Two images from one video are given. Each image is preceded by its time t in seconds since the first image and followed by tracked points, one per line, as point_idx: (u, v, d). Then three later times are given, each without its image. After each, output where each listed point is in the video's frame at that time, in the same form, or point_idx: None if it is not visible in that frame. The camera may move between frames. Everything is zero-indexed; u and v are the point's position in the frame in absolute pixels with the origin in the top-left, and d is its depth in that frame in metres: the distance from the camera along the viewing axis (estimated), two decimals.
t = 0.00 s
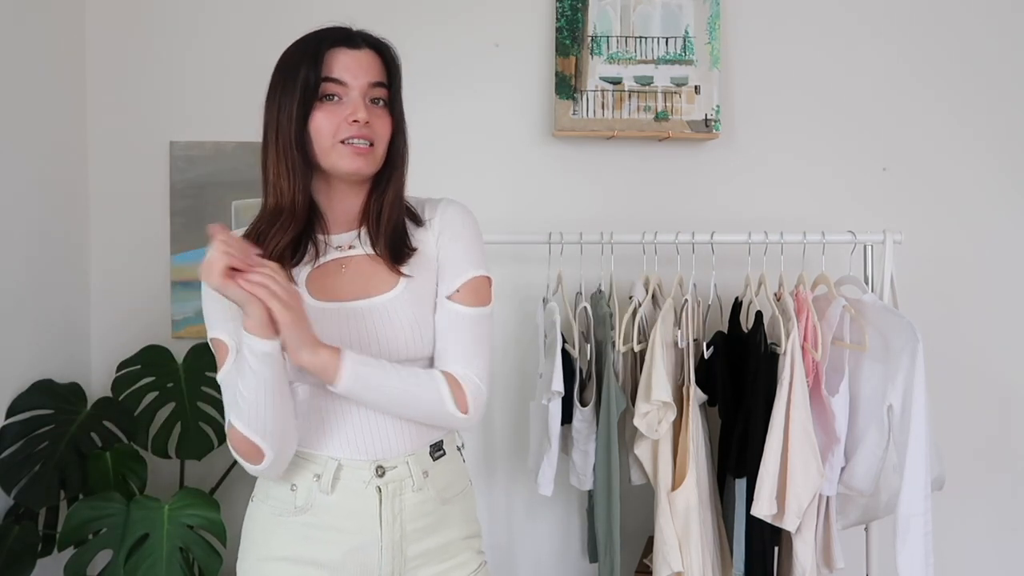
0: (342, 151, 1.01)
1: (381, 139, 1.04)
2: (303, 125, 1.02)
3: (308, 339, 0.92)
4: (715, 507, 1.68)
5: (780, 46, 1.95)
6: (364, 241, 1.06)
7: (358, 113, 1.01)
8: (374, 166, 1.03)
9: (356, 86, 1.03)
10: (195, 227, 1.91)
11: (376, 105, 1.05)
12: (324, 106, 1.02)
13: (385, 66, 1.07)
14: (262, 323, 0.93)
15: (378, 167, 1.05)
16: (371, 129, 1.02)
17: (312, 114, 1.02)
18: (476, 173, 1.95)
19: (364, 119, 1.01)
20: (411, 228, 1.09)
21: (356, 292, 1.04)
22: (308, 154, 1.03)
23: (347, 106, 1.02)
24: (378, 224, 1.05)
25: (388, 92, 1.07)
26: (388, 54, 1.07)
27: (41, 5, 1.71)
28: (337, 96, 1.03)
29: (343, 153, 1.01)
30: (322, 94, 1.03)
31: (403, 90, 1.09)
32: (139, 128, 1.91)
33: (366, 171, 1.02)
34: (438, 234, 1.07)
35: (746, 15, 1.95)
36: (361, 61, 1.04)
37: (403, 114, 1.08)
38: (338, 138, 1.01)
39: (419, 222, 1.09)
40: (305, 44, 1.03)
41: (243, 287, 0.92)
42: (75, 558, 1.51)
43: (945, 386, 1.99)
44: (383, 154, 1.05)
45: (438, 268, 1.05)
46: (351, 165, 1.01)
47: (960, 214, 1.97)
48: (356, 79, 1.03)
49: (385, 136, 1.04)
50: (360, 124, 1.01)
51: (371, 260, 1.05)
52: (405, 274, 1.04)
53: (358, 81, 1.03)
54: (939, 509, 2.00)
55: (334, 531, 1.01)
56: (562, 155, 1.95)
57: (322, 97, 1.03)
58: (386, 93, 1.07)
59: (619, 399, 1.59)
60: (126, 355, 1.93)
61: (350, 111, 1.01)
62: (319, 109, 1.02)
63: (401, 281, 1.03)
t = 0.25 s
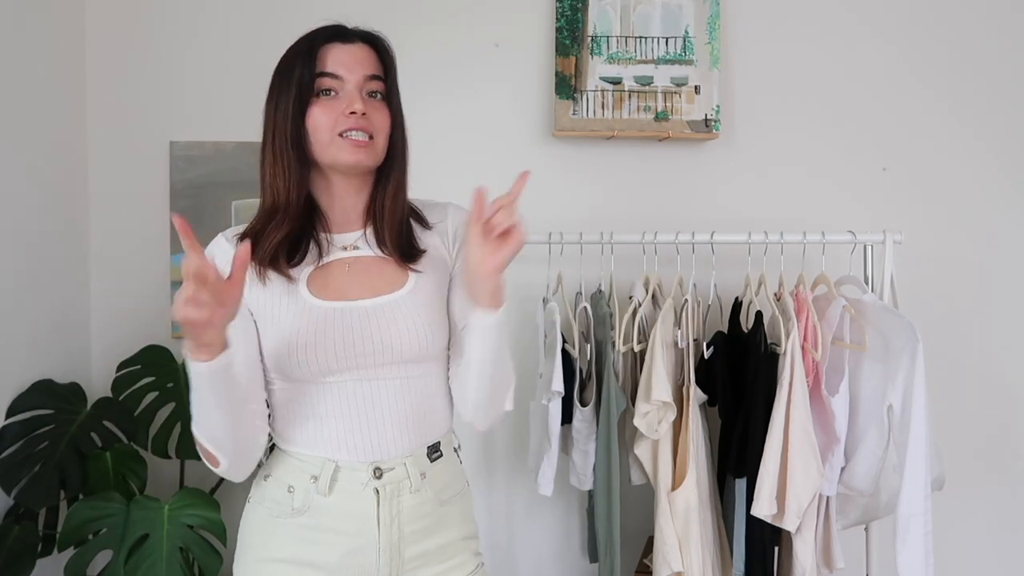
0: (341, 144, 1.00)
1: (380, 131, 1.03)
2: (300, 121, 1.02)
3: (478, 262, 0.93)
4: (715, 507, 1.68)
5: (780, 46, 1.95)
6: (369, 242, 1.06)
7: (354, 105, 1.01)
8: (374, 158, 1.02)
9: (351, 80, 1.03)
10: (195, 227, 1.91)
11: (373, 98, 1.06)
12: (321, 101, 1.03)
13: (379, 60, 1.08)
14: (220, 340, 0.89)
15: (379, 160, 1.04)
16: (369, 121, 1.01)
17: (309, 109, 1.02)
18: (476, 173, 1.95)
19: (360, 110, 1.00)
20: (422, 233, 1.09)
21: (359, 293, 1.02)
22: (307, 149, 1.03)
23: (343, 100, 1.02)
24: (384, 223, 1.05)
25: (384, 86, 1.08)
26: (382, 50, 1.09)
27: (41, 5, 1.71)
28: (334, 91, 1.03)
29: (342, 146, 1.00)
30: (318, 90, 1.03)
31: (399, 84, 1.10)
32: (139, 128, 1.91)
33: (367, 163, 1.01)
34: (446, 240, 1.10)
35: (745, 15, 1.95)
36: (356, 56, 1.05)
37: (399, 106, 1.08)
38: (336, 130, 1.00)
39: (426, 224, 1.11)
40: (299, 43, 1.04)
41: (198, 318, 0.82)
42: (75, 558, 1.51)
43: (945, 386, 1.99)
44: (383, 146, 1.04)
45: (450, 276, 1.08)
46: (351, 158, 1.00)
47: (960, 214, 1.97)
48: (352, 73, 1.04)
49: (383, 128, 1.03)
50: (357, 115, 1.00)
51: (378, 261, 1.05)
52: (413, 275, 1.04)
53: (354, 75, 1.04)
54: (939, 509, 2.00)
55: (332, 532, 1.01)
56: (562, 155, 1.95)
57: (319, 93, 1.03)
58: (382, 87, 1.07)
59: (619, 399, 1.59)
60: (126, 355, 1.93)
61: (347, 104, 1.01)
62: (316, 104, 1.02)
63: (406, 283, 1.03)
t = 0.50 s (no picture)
0: (335, 152, 1.00)
1: (376, 143, 1.03)
2: (299, 123, 1.01)
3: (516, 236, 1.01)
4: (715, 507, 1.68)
5: (780, 46, 1.95)
6: (360, 244, 1.06)
7: (353, 116, 1.01)
8: (367, 170, 1.03)
9: (355, 87, 1.03)
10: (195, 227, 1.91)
11: (374, 108, 1.06)
12: (322, 105, 1.02)
13: (386, 69, 1.07)
14: (168, 310, 0.88)
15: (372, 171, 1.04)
16: (366, 132, 1.02)
17: (308, 112, 1.02)
18: (476, 172, 1.95)
19: (360, 121, 1.00)
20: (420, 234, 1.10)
21: (355, 293, 1.02)
22: (303, 152, 1.03)
23: (344, 108, 1.02)
24: (376, 229, 1.06)
25: (388, 96, 1.07)
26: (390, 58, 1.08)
27: (41, 5, 1.71)
28: (336, 97, 1.03)
29: (336, 155, 1.00)
30: (321, 93, 1.03)
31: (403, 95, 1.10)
32: (139, 128, 1.92)
33: (359, 174, 1.02)
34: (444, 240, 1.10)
35: (746, 15, 1.95)
36: (363, 63, 1.04)
37: (399, 118, 1.09)
38: (334, 138, 1.00)
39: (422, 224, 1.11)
40: (307, 44, 1.03)
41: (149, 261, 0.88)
42: (76, 558, 1.51)
43: (945, 386, 1.99)
44: (378, 157, 1.04)
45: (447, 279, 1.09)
46: (343, 168, 1.01)
47: (960, 214, 1.97)
48: (357, 80, 1.03)
49: (380, 140, 1.04)
50: (356, 127, 1.00)
51: (368, 261, 1.05)
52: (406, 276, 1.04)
53: (358, 83, 1.03)
54: (939, 509, 2.00)
55: (335, 531, 1.01)
56: (562, 155, 1.95)
57: (321, 96, 1.03)
58: (386, 97, 1.07)
59: (619, 399, 1.59)
60: (126, 355, 1.93)
61: (348, 112, 1.01)
62: (317, 107, 1.02)
63: (402, 282, 1.03)
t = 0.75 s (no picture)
0: (334, 154, 1.01)
1: (375, 143, 1.03)
2: (298, 123, 1.01)
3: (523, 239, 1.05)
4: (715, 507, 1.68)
5: (780, 46, 1.95)
6: (360, 243, 1.06)
7: (352, 116, 1.01)
8: (366, 170, 1.03)
9: (354, 87, 1.03)
10: (195, 226, 1.91)
11: (373, 108, 1.06)
12: (321, 105, 1.02)
13: (386, 69, 1.07)
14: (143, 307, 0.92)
15: (371, 172, 1.04)
16: (365, 133, 1.02)
17: (307, 112, 1.01)
18: (476, 172, 1.95)
19: (359, 122, 1.00)
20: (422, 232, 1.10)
21: (353, 293, 1.02)
22: (302, 153, 1.03)
23: (343, 108, 1.02)
24: (376, 229, 1.06)
25: (387, 95, 1.07)
26: (389, 58, 1.08)
27: (41, 5, 1.71)
28: (335, 97, 1.03)
29: (335, 156, 1.01)
30: (319, 93, 1.03)
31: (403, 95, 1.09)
32: (139, 128, 1.91)
33: (357, 175, 1.02)
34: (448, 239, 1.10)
35: (746, 15, 1.95)
36: (362, 63, 1.04)
37: (399, 119, 1.09)
38: (332, 139, 1.00)
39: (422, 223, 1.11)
40: (306, 43, 1.03)
41: (130, 265, 0.94)
42: (76, 559, 1.51)
43: (945, 386, 1.99)
44: (376, 158, 1.04)
45: (452, 277, 1.10)
46: (342, 169, 1.01)
47: (960, 213, 1.97)
48: (356, 80, 1.03)
49: (380, 140, 1.04)
50: (355, 127, 1.00)
51: (368, 261, 1.05)
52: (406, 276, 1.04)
53: (357, 83, 1.03)
54: (939, 509, 2.00)
55: (332, 531, 1.01)
56: (562, 155, 1.95)
57: (319, 96, 1.03)
58: (385, 97, 1.07)
59: (619, 399, 1.59)
60: (126, 355, 1.93)
61: (347, 113, 1.01)
62: (315, 108, 1.02)
63: (401, 283, 1.03)
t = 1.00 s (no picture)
0: (333, 152, 1.01)
1: (375, 142, 1.03)
2: (298, 121, 1.01)
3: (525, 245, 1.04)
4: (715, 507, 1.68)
5: (780, 46, 1.95)
6: (360, 243, 1.07)
7: (352, 114, 1.01)
8: (366, 168, 1.03)
9: (353, 86, 1.03)
10: (196, 226, 1.91)
11: (373, 106, 1.06)
12: (320, 104, 1.02)
13: (386, 67, 1.07)
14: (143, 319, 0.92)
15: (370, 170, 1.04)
16: (364, 131, 1.02)
17: (306, 110, 1.01)
18: (476, 172, 1.95)
19: (358, 120, 1.00)
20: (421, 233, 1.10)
21: (353, 293, 1.02)
22: (301, 151, 1.03)
23: (342, 106, 1.02)
24: (376, 228, 1.06)
25: (387, 93, 1.07)
26: (390, 56, 1.08)
27: (41, 5, 1.71)
28: (335, 95, 1.03)
29: (334, 154, 1.01)
30: (319, 92, 1.03)
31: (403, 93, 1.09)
32: (139, 128, 1.91)
33: (357, 173, 1.02)
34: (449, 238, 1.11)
35: (746, 15, 1.95)
36: (362, 61, 1.04)
37: (399, 117, 1.08)
38: (331, 137, 1.00)
39: (422, 223, 1.11)
40: (306, 41, 1.03)
41: (129, 275, 0.93)
42: (75, 559, 1.51)
43: (945, 386, 1.99)
44: (376, 156, 1.04)
45: (450, 280, 1.10)
46: (341, 167, 1.01)
47: (960, 213, 1.97)
48: (355, 78, 1.03)
49: (379, 139, 1.04)
50: (354, 126, 1.00)
51: (368, 261, 1.05)
52: (406, 276, 1.04)
53: (356, 82, 1.03)
54: (939, 509, 2.00)
55: (330, 531, 1.01)
56: (562, 155, 1.95)
57: (319, 95, 1.03)
58: (385, 95, 1.07)
59: (619, 399, 1.59)
60: (126, 355, 1.93)
61: (346, 111, 1.01)
62: (315, 106, 1.02)
63: (400, 284, 1.03)
